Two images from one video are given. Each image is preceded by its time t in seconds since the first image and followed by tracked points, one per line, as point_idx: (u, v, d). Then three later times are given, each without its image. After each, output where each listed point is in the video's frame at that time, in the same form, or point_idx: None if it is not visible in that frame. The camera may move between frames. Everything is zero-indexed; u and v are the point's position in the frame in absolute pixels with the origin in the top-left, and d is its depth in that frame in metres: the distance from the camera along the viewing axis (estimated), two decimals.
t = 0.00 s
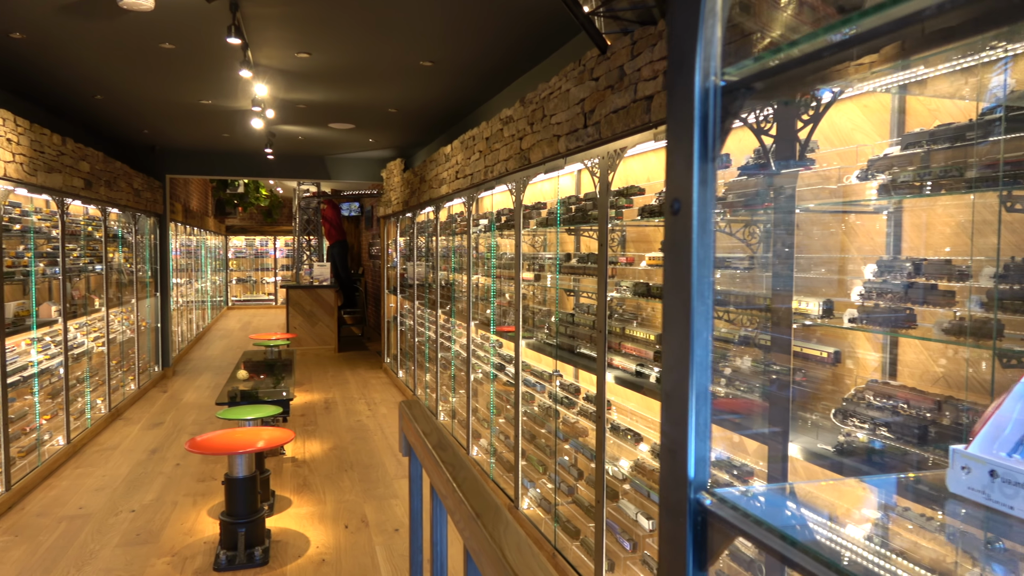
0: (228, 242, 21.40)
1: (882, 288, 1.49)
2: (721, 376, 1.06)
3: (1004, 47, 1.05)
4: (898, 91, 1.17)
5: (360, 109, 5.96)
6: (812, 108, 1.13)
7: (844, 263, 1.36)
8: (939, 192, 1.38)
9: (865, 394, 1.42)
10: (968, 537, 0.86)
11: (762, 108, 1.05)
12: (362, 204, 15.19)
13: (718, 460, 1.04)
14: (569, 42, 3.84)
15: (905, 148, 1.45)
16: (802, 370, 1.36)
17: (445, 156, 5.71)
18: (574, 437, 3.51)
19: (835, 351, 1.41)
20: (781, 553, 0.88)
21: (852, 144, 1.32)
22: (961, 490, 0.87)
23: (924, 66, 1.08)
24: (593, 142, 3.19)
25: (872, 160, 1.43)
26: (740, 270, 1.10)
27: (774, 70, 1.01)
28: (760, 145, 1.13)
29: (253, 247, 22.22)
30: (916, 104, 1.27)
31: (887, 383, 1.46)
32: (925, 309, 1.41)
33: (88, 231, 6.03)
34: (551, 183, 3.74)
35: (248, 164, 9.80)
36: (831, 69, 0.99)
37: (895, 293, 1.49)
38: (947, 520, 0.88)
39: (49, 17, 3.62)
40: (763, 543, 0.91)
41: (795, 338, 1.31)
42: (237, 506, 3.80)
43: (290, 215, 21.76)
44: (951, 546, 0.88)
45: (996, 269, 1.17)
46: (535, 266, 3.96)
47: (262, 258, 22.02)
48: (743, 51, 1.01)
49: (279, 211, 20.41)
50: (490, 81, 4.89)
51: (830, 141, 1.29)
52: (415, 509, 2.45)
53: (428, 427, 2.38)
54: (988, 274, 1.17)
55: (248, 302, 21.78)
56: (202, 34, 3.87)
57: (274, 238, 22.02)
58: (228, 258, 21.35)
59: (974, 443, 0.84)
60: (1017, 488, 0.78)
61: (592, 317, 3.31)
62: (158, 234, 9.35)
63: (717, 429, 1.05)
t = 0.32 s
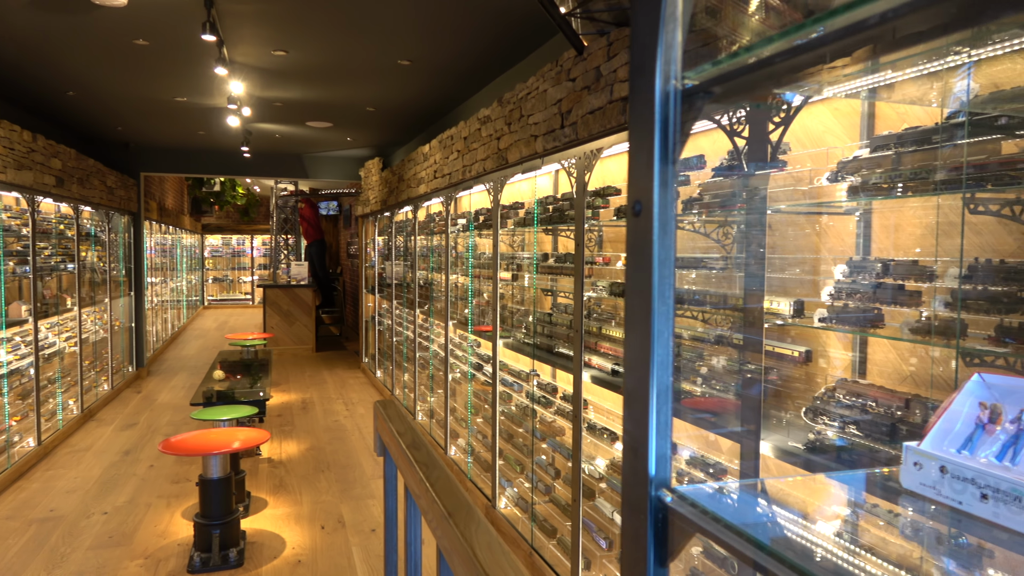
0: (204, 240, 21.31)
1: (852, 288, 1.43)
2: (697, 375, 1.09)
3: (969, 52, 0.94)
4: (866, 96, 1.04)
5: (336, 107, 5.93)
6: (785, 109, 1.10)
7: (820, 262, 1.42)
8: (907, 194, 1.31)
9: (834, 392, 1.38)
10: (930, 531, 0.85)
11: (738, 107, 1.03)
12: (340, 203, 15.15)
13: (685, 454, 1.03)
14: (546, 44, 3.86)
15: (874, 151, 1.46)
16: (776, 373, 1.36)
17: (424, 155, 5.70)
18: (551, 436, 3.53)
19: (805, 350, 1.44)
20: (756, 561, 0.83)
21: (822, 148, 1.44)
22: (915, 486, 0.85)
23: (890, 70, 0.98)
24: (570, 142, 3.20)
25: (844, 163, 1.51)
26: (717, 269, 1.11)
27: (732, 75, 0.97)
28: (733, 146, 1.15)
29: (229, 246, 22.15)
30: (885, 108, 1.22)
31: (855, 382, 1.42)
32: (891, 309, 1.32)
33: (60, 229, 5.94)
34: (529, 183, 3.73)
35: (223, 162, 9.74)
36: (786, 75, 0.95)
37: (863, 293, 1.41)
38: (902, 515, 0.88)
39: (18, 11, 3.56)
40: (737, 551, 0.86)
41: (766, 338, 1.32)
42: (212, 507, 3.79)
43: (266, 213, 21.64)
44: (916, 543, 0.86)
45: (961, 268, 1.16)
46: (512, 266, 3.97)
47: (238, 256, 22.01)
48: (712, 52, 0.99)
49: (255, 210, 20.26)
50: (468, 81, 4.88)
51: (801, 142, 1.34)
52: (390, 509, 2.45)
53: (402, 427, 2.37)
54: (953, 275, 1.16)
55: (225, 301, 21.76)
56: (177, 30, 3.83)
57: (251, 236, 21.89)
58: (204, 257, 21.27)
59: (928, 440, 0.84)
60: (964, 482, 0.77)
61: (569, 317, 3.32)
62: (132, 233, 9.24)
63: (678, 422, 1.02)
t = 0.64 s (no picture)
0: (179, 239, 21.12)
1: (823, 287, 1.24)
2: (674, 375, 1.05)
3: (936, 56, 0.90)
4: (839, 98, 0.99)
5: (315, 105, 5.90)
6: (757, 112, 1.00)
7: (793, 262, 1.22)
8: (878, 194, 1.15)
9: (806, 391, 1.16)
10: (900, 528, 0.81)
11: (711, 109, 0.97)
12: (318, 202, 15.09)
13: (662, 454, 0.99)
14: (525, 43, 3.86)
15: (845, 152, 1.23)
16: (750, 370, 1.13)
17: (403, 153, 5.68)
18: (529, 435, 3.53)
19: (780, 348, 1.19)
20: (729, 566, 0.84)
21: (792, 150, 1.19)
22: (875, 482, 0.84)
23: (860, 73, 0.92)
24: (548, 142, 3.21)
25: (814, 164, 1.25)
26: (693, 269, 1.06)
27: (693, 75, 0.94)
28: (708, 149, 1.07)
29: (205, 245, 21.98)
30: (853, 111, 1.07)
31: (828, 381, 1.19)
32: (862, 308, 1.19)
33: (30, 227, 5.85)
34: (507, 183, 3.73)
35: (200, 160, 9.66)
36: (746, 78, 0.89)
37: (836, 293, 1.23)
38: (868, 511, 0.85)
39: None
40: (710, 553, 0.87)
41: (741, 338, 1.15)
42: (185, 509, 3.76)
43: (243, 212, 21.49)
44: (883, 537, 0.83)
45: (929, 270, 1.07)
46: (490, 266, 3.98)
47: (214, 255, 21.89)
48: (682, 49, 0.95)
49: (231, 210, 20.09)
50: (447, 80, 4.88)
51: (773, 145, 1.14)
52: (365, 509, 2.44)
53: (377, 426, 2.37)
54: (920, 276, 1.07)
55: (201, 301, 21.61)
56: (150, 26, 3.78)
57: (227, 235, 21.74)
58: (179, 256, 21.09)
59: (886, 436, 0.84)
60: (921, 478, 0.77)
61: (547, 317, 3.32)
62: (106, 231, 9.11)
63: (654, 421, 1.00)
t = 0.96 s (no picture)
0: (154, 238, 20.89)
1: (797, 288, 1.25)
2: (652, 375, 1.09)
3: (906, 60, 0.89)
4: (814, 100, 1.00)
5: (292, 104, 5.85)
6: (733, 114, 0.99)
7: (770, 263, 1.22)
8: (850, 197, 1.13)
9: (780, 390, 1.17)
10: (870, 525, 0.82)
11: (687, 111, 0.99)
12: (296, 201, 15.01)
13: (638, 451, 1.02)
14: (502, 44, 3.87)
15: (818, 155, 1.21)
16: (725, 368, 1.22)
17: (381, 153, 5.66)
18: (507, 435, 3.53)
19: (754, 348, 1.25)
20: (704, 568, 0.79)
21: (765, 151, 1.20)
22: (837, 480, 0.86)
23: (833, 76, 0.92)
24: (525, 142, 3.22)
25: (788, 166, 1.24)
26: (672, 270, 1.13)
27: (662, 77, 0.92)
28: (685, 149, 1.16)
29: (182, 245, 21.77)
30: (825, 115, 1.07)
31: (801, 381, 1.17)
32: (834, 308, 1.19)
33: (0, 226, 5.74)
34: (485, 183, 3.74)
35: (175, 158, 9.54)
36: (713, 81, 0.89)
37: (808, 294, 1.24)
38: (828, 502, 0.87)
39: None
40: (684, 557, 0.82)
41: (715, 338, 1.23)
42: (161, 512, 3.72)
43: (219, 211, 21.29)
44: (853, 535, 0.84)
45: (899, 271, 1.05)
46: (469, 266, 3.98)
47: (190, 255, 21.67)
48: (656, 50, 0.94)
49: (207, 209, 19.89)
50: (425, 80, 4.86)
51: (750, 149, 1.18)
52: (341, 510, 2.42)
53: (354, 427, 2.36)
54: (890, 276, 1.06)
55: (177, 301, 21.38)
56: (123, 22, 3.73)
57: (204, 235, 21.57)
58: (154, 255, 20.88)
59: (852, 434, 0.86)
60: (883, 475, 0.79)
61: (526, 316, 3.33)
62: (79, 230, 8.97)
63: (632, 420, 1.03)
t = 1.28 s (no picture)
0: (132, 238, 20.70)
1: (773, 287, 1.24)
2: (633, 373, 1.10)
3: (880, 61, 0.86)
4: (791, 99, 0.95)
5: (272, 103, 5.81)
6: (711, 114, 0.98)
7: (749, 262, 1.20)
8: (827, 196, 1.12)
9: (758, 388, 1.17)
10: (845, 522, 0.82)
11: (665, 112, 0.95)
12: (276, 201, 14.94)
13: (617, 449, 1.01)
14: (483, 44, 3.87)
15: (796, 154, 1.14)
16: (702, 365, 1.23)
17: (362, 153, 5.64)
18: (489, 435, 3.53)
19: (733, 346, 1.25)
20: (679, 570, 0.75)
21: (742, 151, 1.12)
22: (807, 474, 0.88)
23: (808, 77, 0.89)
24: (506, 142, 3.22)
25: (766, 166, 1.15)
26: (652, 268, 1.14)
27: (630, 76, 0.90)
28: (662, 149, 1.10)
29: (160, 245, 21.58)
30: (802, 115, 1.02)
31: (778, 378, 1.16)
32: (810, 306, 1.19)
33: None
34: (466, 183, 3.74)
35: (154, 157, 9.45)
36: (681, 80, 0.85)
37: (784, 293, 1.23)
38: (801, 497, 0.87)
39: None
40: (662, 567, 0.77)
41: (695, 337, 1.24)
42: (138, 515, 3.68)
43: (200, 211, 21.13)
44: (827, 528, 0.83)
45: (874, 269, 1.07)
46: (450, 266, 3.97)
47: (169, 255, 21.51)
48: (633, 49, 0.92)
49: (187, 209, 19.74)
50: (405, 79, 4.85)
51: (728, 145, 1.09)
52: (320, 511, 2.41)
53: (332, 428, 2.35)
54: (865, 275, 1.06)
55: (155, 301, 21.20)
56: (98, 19, 3.68)
57: (183, 235, 21.44)
58: (132, 255, 20.68)
59: (820, 430, 0.89)
60: (851, 470, 0.82)
61: (507, 316, 3.33)
62: (55, 230, 8.85)
63: (613, 419, 1.04)
